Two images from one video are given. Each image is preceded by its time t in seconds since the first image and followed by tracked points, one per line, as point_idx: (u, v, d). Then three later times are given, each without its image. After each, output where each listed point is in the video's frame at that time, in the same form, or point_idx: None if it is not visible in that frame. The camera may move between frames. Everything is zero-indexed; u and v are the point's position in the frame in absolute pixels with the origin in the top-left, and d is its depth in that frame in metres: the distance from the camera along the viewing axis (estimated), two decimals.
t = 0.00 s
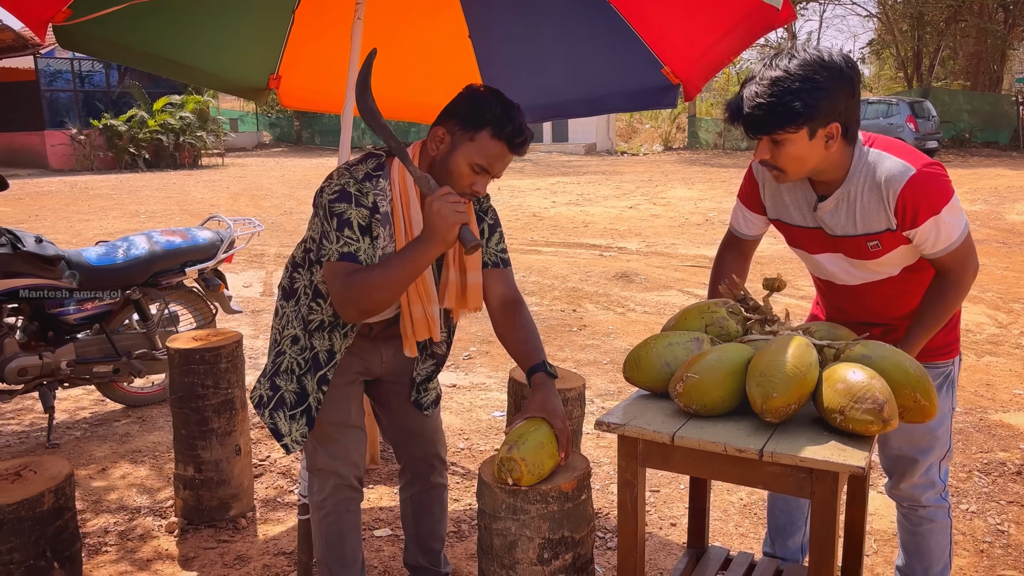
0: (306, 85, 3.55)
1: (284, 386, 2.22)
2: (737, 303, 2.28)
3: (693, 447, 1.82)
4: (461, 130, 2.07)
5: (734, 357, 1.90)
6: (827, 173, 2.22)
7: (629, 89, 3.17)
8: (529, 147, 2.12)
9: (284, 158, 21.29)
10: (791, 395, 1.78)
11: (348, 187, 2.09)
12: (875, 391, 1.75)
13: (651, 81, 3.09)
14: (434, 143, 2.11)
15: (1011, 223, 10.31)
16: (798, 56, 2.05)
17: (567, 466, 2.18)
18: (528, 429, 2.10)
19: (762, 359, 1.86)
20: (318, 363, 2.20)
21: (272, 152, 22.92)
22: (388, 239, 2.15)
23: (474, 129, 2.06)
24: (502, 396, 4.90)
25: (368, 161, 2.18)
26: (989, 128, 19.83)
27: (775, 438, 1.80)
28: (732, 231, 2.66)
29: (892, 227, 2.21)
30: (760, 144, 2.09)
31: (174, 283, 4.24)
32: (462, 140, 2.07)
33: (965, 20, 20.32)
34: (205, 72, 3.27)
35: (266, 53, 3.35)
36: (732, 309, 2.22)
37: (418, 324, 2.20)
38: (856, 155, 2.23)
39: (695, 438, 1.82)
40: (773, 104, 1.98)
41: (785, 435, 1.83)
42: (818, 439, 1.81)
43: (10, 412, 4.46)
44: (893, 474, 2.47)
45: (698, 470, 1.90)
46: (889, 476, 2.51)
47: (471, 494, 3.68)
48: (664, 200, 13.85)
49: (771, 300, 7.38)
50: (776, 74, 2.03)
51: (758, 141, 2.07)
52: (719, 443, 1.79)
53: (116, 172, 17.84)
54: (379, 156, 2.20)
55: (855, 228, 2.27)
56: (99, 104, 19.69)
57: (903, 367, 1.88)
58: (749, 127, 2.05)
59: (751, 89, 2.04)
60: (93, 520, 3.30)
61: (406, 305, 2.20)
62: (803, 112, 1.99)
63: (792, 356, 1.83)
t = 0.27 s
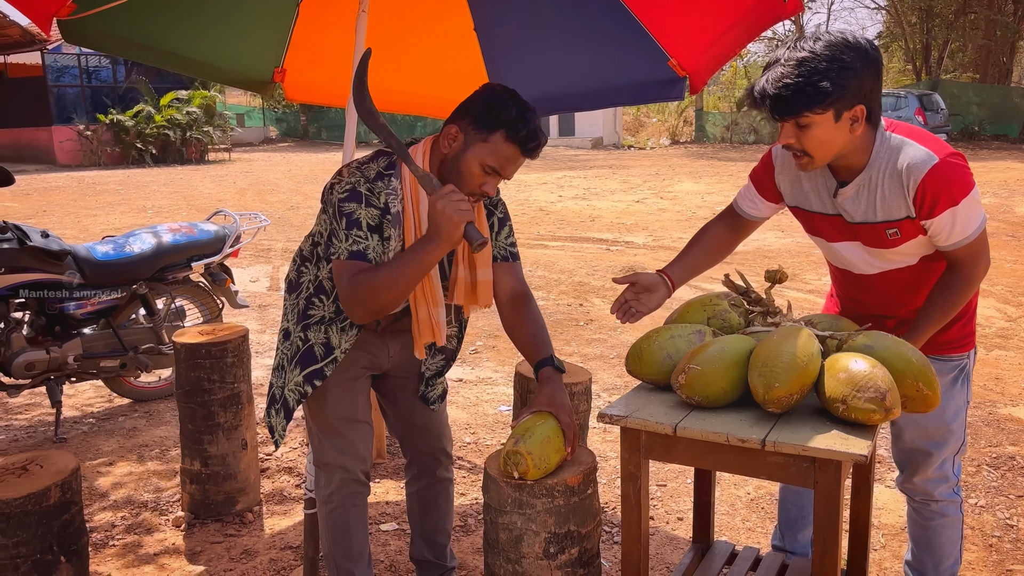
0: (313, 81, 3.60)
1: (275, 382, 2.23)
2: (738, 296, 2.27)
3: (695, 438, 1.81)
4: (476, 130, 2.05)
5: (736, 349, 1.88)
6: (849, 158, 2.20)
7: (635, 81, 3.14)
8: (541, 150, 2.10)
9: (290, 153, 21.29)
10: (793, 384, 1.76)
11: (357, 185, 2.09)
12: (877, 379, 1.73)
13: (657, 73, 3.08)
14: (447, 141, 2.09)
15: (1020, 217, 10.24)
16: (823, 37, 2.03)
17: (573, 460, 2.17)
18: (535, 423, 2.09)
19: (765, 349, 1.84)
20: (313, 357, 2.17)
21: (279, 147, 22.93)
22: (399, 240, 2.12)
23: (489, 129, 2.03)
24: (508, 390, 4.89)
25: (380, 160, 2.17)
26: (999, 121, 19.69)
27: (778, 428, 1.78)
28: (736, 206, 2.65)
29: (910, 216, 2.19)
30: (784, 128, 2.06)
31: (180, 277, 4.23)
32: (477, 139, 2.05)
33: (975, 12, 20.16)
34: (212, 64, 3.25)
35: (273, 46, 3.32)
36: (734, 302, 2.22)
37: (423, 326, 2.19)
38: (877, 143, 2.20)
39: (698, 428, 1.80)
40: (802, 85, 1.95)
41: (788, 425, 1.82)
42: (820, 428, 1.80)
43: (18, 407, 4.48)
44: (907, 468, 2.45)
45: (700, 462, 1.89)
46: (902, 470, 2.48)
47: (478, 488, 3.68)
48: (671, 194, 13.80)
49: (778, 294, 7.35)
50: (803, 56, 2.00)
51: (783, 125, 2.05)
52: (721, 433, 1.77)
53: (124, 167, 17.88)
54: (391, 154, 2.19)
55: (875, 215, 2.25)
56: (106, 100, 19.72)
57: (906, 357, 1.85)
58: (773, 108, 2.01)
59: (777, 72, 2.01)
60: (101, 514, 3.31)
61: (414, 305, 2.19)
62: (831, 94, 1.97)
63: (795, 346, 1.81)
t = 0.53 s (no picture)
0: (316, 77, 3.58)
1: (281, 386, 2.22)
2: (745, 294, 2.26)
3: (700, 436, 1.80)
4: (478, 123, 2.04)
5: (743, 347, 1.87)
6: (863, 144, 2.18)
7: (639, 77, 3.14)
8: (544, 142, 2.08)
9: (295, 150, 21.30)
10: (799, 382, 1.76)
11: (357, 194, 2.07)
12: (884, 377, 1.72)
13: (661, 70, 3.07)
14: (449, 135, 2.08)
15: None
16: (842, 19, 2.02)
17: (577, 458, 2.16)
18: (538, 420, 2.09)
19: (771, 346, 1.83)
20: (341, 362, 2.19)
21: (284, 144, 22.94)
22: (398, 243, 2.13)
23: (491, 122, 2.02)
24: (513, 387, 4.88)
25: (383, 159, 2.15)
26: (1006, 116, 19.58)
27: (783, 427, 1.77)
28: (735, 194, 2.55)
29: (922, 205, 2.17)
30: (796, 107, 2.08)
31: (184, 275, 4.23)
32: (479, 133, 2.03)
33: (981, 7, 20.04)
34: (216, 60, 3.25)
35: (276, 42, 3.32)
36: (739, 299, 2.21)
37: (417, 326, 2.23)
38: (891, 132, 2.18)
39: (703, 427, 1.79)
40: (812, 65, 1.97)
41: (794, 424, 1.81)
42: (825, 426, 1.79)
43: (23, 405, 4.49)
44: (915, 464, 2.43)
45: (705, 461, 1.88)
46: (910, 467, 2.47)
47: (483, 486, 3.67)
48: (676, 191, 13.77)
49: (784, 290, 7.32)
50: (820, 37, 2.00)
51: (794, 104, 2.06)
52: (727, 432, 1.76)
53: (129, 165, 17.91)
54: (394, 153, 2.17)
55: (886, 203, 2.22)
56: (112, 97, 19.73)
57: (912, 355, 1.84)
58: (786, 86, 2.04)
59: (795, 51, 2.02)
60: (105, 511, 3.32)
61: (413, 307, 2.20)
62: (842, 78, 1.97)
63: (802, 344, 1.80)
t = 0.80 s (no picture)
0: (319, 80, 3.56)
1: (303, 390, 2.25)
2: (753, 294, 2.26)
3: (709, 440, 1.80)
4: (472, 115, 2.04)
5: (751, 350, 1.87)
6: (864, 146, 2.19)
7: (642, 76, 3.14)
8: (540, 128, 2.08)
9: (297, 149, 21.30)
10: (809, 389, 1.75)
11: (355, 193, 2.07)
12: (895, 384, 1.71)
13: (665, 69, 3.06)
14: (444, 129, 2.10)
15: None
16: (841, 21, 2.02)
17: (580, 458, 2.16)
18: (540, 420, 2.09)
19: (780, 350, 1.83)
20: (359, 365, 2.22)
21: (286, 144, 22.94)
22: (399, 238, 2.11)
23: (484, 113, 2.02)
24: (515, 387, 4.88)
25: (382, 156, 2.16)
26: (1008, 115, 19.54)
27: (792, 432, 1.77)
28: (735, 200, 2.56)
29: (927, 204, 2.16)
30: (794, 107, 2.09)
31: (187, 275, 4.24)
32: (473, 124, 2.04)
33: (984, 6, 20.00)
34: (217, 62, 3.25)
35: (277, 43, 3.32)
36: (747, 300, 2.20)
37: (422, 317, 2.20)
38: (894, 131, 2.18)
39: (712, 431, 1.79)
40: (808, 65, 1.98)
41: (804, 429, 1.80)
42: (836, 432, 1.78)
43: (26, 405, 4.50)
44: (919, 463, 2.42)
45: (714, 465, 1.88)
46: (915, 465, 2.46)
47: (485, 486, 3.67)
48: (678, 190, 13.76)
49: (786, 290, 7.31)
50: (817, 37, 2.00)
51: (791, 103, 2.08)
52: (735, 437, 1.76)
53: (131, 165, 17.93)
54: (394, 150, 2.18)
55: (893, 203, 2.22)
56: (114, 97, 19.73)
57: (924, 360, 1.84)
58: (784, 85, 2.05)
59: (793, 50, 2.03)
60: (108, 512, 3.32)
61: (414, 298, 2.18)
62: (837, 78, 1.97)
63: (811, 349, 1.79)
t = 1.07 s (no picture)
0: (319, 80, 3.57)
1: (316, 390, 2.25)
2: (760, 297, 2.25)
3: (716, 447, 1.79)
4: (451, 101, 2.06)
5: (759, 354, 1.87)
6: (873, 141, 2.18)
7: (642, 79, 3.13)
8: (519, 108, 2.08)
9: (297, 152, 21.29)
10: (817, 395, 1.75)
11: (341, 177, 2.10)
12: (904, 392, 1.71)
13: (664, 71, 3.05)
14: (427, 118, 2.13)
15: None
16: (849, 14, 2.03)
17: (582, 460, 2.16)
18: (541, 421, 2.09)
19: (788, 357, 1.83)
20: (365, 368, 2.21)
21: (287, 146, 22.94)
22: (390, 226, 2.15)
23: (462, 97, 2.04)
24: (516, 389, 4.88)
25: (373, 143, 2.20)
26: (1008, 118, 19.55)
27: (800, 439, 1.77)
28: (747, 206, 2.57)
29: (932, 201, 2.16)
30: (802, 101, 2.08)
31: (188, 277, 4.23)
32: (451, 110, 2.06)
33: (984, 9, 20.01)
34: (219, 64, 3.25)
35: (278, 44, 3.32)
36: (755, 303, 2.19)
37: (424, 307, 2.19)
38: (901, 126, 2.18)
39: (719, 438, 1.78)
40: (817, 56, 1.98)
41: (811, 436, 1.80)
42: (845, 440, 1.78)
43: (27, 407, 4.50)
44: (924, 466, 2.42)
45: (722, 471, 1.87)
46: (919, 469, 2.46)
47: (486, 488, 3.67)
48: (678, 192, 13.75)
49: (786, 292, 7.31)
50: (827, 29, 2.00)
51: (799, 97, 2.07)
52: (743, 444, 1.76)
53: (132, 167, 17.93)
54: (384, 138, 2.23)
55: (898, 199, 2.22)
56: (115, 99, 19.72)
57: (934, 366, 1.83)
58: (792, 78, 2.05)
59: (803, 43, 2.03)
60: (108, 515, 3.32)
61: (411, 287, 2.18)
62: (846, 69, 1.97)
63: (819, 355, 1.79)
